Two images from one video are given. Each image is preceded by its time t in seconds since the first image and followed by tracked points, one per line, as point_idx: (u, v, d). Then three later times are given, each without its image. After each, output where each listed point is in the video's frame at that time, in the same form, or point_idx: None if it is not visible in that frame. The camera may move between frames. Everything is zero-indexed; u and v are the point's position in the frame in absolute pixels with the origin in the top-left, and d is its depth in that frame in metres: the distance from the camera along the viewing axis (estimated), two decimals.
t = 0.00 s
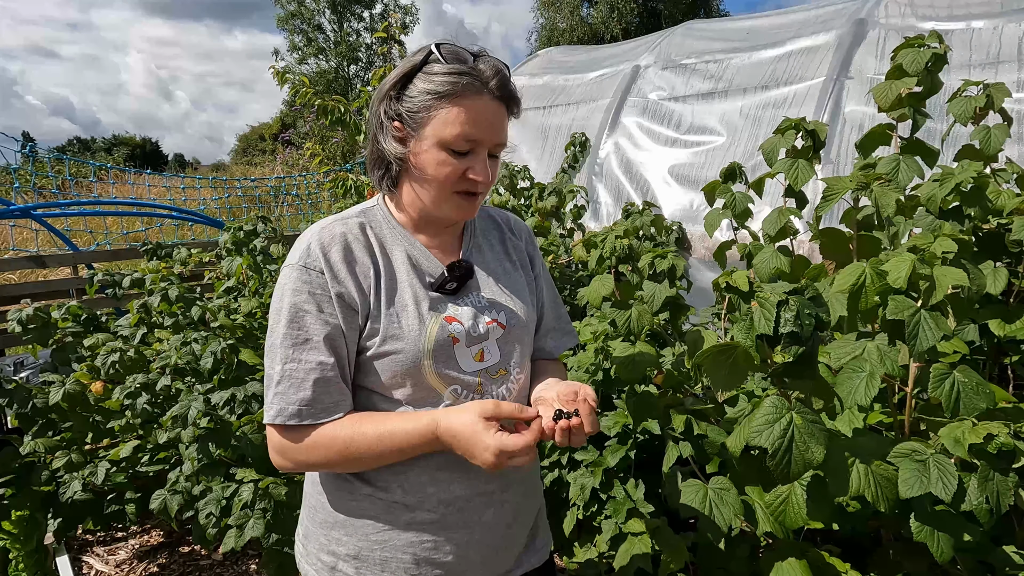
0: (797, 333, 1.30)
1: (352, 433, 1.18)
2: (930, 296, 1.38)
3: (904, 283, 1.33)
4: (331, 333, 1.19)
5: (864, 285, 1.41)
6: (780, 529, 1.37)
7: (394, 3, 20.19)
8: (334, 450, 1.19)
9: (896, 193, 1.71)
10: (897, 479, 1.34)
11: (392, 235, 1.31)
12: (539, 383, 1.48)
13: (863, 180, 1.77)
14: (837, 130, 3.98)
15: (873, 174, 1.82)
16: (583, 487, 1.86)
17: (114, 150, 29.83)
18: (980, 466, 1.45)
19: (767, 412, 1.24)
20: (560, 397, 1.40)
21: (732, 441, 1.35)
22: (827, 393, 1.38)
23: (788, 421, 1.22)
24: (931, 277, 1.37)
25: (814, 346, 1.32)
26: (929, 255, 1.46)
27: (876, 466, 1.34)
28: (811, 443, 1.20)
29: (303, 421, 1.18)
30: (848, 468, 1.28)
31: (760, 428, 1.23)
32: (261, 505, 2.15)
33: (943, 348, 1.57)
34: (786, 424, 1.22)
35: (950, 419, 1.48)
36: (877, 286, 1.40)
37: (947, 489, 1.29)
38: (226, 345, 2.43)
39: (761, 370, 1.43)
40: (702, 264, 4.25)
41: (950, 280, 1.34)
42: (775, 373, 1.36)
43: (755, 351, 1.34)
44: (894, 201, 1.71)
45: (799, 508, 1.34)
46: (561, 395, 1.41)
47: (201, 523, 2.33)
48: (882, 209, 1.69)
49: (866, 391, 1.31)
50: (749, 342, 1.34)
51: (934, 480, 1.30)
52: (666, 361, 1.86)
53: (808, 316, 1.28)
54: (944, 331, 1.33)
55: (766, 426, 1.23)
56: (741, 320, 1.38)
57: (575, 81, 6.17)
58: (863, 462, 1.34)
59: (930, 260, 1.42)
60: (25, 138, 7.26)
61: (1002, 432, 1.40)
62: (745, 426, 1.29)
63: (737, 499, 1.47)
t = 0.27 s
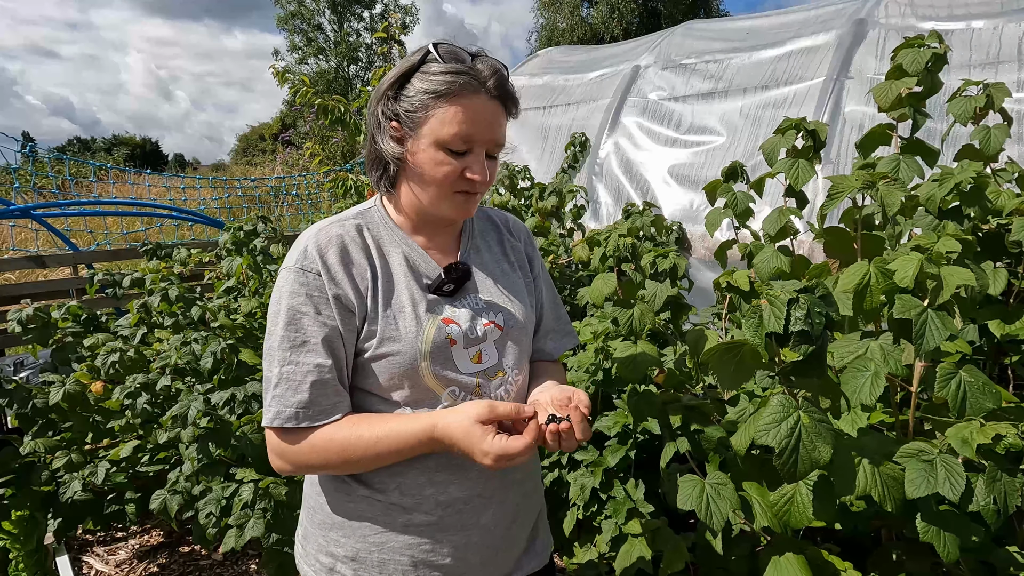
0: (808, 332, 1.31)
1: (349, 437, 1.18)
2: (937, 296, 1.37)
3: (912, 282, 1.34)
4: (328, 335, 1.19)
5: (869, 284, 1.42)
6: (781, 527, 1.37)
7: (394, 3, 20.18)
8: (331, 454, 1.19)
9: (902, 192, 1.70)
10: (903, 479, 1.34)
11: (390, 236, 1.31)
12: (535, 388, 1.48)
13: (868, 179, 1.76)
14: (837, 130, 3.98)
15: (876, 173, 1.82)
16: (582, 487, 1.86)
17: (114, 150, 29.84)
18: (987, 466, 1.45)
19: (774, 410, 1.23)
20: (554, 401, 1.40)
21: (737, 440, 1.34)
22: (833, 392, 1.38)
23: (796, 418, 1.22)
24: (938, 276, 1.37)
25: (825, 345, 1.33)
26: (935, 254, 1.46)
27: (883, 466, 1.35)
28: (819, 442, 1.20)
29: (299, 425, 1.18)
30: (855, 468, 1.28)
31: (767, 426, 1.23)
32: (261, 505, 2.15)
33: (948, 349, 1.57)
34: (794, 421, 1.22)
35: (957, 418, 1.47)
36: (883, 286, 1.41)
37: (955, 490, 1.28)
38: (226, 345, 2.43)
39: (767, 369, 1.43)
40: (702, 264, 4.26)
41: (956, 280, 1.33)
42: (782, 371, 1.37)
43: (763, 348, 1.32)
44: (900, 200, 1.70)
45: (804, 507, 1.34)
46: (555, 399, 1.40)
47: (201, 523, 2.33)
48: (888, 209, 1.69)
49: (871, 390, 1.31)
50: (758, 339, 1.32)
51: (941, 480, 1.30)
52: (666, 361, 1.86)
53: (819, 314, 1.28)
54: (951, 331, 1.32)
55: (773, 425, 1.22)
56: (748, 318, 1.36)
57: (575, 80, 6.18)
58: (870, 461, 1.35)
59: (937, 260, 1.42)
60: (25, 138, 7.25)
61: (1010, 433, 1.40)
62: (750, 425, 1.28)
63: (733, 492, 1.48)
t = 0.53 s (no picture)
0: (797, 332, 1.30)
1: (323, 441, 1.18)
2: (931, 297, 1.38)
3: (906, 283, 1.34)
4: (320, 337, 1.19)
5: (865, 284, 1.41)
6: (777, 526, 1.38)
7: (394, 3, 20.19)
8: (311, 460, 1.19)
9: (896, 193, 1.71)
10: (896, 478, 1.34)
11: (387, 237, 1.31)
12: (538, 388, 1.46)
13: (862, 180, 1.77)
14: (837, 130, 3.98)
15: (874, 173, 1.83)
16: (583, 487, 1.86)
17: (114, 150, 29.89)
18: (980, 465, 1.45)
19: (765, 411, 1.24)
20: (561, 403, 1.36)
21: (732, 440, 1.34)
22: (827, 392, 1.38)
23: (787, 420, 1.22)
24: (932, 276, 1.37)
25: (814, 345, 1.32)
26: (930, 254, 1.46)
27: (875, 465, 1.35)
28: (809, 442, 1.20)
29: (286, 426, 1.18)
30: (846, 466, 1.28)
31: (759, 426, 1.23)
32: (261, 504, 2.15)
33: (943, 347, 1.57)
34: (786, 422, 1.22)
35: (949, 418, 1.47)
36: (878, 286, 1.40)
37: (947, 489, 1.28)
38: (226, 345, 2.43)
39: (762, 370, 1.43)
40: (702, 264, 4.26)
41: (950, 280, 1.34)
42: (773, 372, 1.37)
43: (754, 350, 1.34)
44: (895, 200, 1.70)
45: (799, 506, 1.35)
46: (561, 401, 1.37)
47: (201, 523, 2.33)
48: (882, 209, 1.69)
49: (866, 390, 1.31)
50: (749, 341, 1.34)
51: (933, 479, 1.30)
52: (665, 361, 1.86)
53: (807, 315, 1.28)
54: (945, 331, 1.33)
55: (764, 425, 1.23)
56: (741, 320, 1.38)
57: (575, 81, 6.18)
58: (862, 460, 1.35)
59: (931, 260, 1.42)
60: (25, 138, 7.25)
61: (1002, 431, 1.40)
62: (745, 426, 1.28)
63: (732, 492, 1.48)
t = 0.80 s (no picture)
0: (792, 333, 1.30)
1: (275, 448, 1.18)
2: (926, 297, 1.38)
3: (900, 284, 1.33)
4: (309, 337, 1.20)
5: (860, 285, 1.41)
6: (779, 530, 1.37)
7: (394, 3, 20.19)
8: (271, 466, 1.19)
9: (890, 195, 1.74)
10: (893, 478, 1.33)
11: (381, 238, 1.31)
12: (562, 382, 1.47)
13: (856, 182, 1.84)
14: (837, 130, 3.98)
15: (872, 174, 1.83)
16: (583, 487, 1.86)
17: (114, 150, 29.89)
18: (976, 464, 1.46)
19: (763, 411, 1.24)
20: (603, 391, 1.38)
21: (729, 441, 1.34)
22: (823, 392, 1.42)
23: (784, 420, 1.22)
24: (926, 276, 1.37)
25: (809, 345, 1.32)
26: (924, 254, 1.46)
27: (872, 465, 1.33)
28: (807, 442, 1.20)
29: (265, 425, 1.18)
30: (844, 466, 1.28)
31: (757, 427, 1.23)
32: (261, 504, 2.15)
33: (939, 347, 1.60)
34: (783, 423, 1.22)
35: (945, 417, 1.48)
36: (874, 286, 1.40)
37: (943, 489, 1.29)
38: (226, 345, 2.43)
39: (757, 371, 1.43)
40: (702, 264, 4.26)
41: (946, 280, 1.33)
42: (770, 372, 1.37)
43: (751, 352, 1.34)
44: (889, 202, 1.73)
45: (797, 507, 1.34)
46: (604, 389, 1.39)
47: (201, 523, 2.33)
48: (878, 209, 1.72)
49: (864, 390, 1.32)
50: (745, 342, 1.34)
51: (930, 478, 1.31)
52: (665, 362, 1.86)
53: (802, 317, 1.27)
54: (940, 330, 1.33)
55: (761, 426, 1.23)
56: (737, 321, 1.38)
57: (575, 81, 6.18)
58: (859, 460, 1.33)
59: (925, 261, 1.42)
60: (25, 138, 7.25)
61: (998, 431, 1.39)
62: (743, 426, 1.28)
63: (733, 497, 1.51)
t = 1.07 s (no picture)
0: (802, 332, 1.31)
1: (294, 460, 1.19)
2: (931, 296, 1.38)
3: (906, 282, 1.34)
4: (309, 344, 1.20)
5: (865, 285, 1.40)
6: (779, 527, 1.37)
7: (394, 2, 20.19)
8: (288, 477, 1.20)
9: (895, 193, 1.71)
10: (898, 479, 1.33)
11: (381, 241, 1.31)
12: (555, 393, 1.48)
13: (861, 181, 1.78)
14: (837, 130, 3.98)
15: (873, 173, 1.82)
16: (582, 487, 1.86)
17: (114, 150, 29.91)
18: (982, 465, 1.44)
19: (769, 410, 1.24)
20: (589, 414, 1.40)
21: (733, 441, 1.34)
22: (831, 393, 1.36)
23: (790, 420, 1.22)
24: (932, 276, 1.37)
25: (818, 345, 1.32)
26: (930, 255, 1.46)
27: (878, 465, 1.34)
28: (813, 441, 1.20)
29: (269, 431, 1.20)
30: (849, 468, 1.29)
31: (764, 425, 1.23)
32: (261, 504, 2.15)
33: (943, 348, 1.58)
34: (789, 422, 1.22)
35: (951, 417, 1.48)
36: (878, 286, 1.40)
37: (949, 489, 1.29)
38: (226, 345, 2.43)
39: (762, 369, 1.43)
40: (702, 264, 4.26)
41: (951, 280, 1.34)
42: (776, 371, 1.35)
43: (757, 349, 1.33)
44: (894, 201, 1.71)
45: (800, 507, 1.34)
46: (590, 411, 1.40)
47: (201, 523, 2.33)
48: (882, 209, 1.69)
49: (868, 390, 1.31)
50: (752, 340, 1.34)
51: (935, 479, 1.30)
52: (665, 362, 1.86)
53: (812, 315, 1.28)
54: (945, 330, 1.33)
55: (768, 425, 1.22)
56: (743, 319, 1.37)
57: (575, 81, 6.18)
58: (866, 460, 1.34)
59: (932, 260, 1.42)
60: (25, 138, 7.26)
61: (1004, 431, 1.40)
62: (747, 425, 1.28)
63: (732, 495, 1.48)
